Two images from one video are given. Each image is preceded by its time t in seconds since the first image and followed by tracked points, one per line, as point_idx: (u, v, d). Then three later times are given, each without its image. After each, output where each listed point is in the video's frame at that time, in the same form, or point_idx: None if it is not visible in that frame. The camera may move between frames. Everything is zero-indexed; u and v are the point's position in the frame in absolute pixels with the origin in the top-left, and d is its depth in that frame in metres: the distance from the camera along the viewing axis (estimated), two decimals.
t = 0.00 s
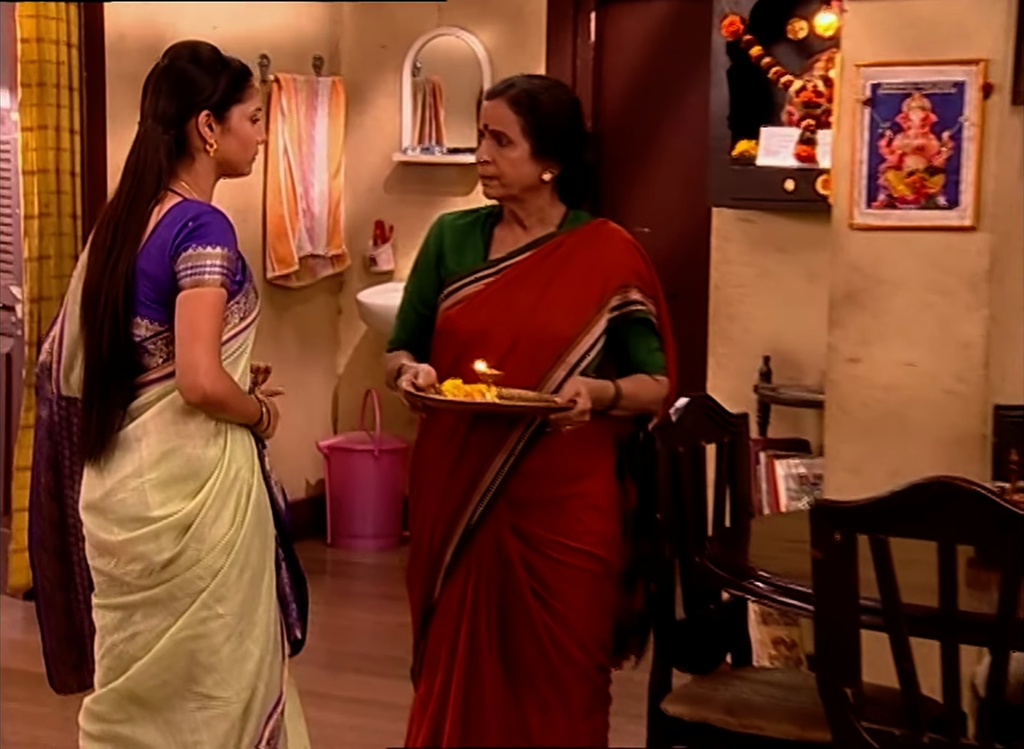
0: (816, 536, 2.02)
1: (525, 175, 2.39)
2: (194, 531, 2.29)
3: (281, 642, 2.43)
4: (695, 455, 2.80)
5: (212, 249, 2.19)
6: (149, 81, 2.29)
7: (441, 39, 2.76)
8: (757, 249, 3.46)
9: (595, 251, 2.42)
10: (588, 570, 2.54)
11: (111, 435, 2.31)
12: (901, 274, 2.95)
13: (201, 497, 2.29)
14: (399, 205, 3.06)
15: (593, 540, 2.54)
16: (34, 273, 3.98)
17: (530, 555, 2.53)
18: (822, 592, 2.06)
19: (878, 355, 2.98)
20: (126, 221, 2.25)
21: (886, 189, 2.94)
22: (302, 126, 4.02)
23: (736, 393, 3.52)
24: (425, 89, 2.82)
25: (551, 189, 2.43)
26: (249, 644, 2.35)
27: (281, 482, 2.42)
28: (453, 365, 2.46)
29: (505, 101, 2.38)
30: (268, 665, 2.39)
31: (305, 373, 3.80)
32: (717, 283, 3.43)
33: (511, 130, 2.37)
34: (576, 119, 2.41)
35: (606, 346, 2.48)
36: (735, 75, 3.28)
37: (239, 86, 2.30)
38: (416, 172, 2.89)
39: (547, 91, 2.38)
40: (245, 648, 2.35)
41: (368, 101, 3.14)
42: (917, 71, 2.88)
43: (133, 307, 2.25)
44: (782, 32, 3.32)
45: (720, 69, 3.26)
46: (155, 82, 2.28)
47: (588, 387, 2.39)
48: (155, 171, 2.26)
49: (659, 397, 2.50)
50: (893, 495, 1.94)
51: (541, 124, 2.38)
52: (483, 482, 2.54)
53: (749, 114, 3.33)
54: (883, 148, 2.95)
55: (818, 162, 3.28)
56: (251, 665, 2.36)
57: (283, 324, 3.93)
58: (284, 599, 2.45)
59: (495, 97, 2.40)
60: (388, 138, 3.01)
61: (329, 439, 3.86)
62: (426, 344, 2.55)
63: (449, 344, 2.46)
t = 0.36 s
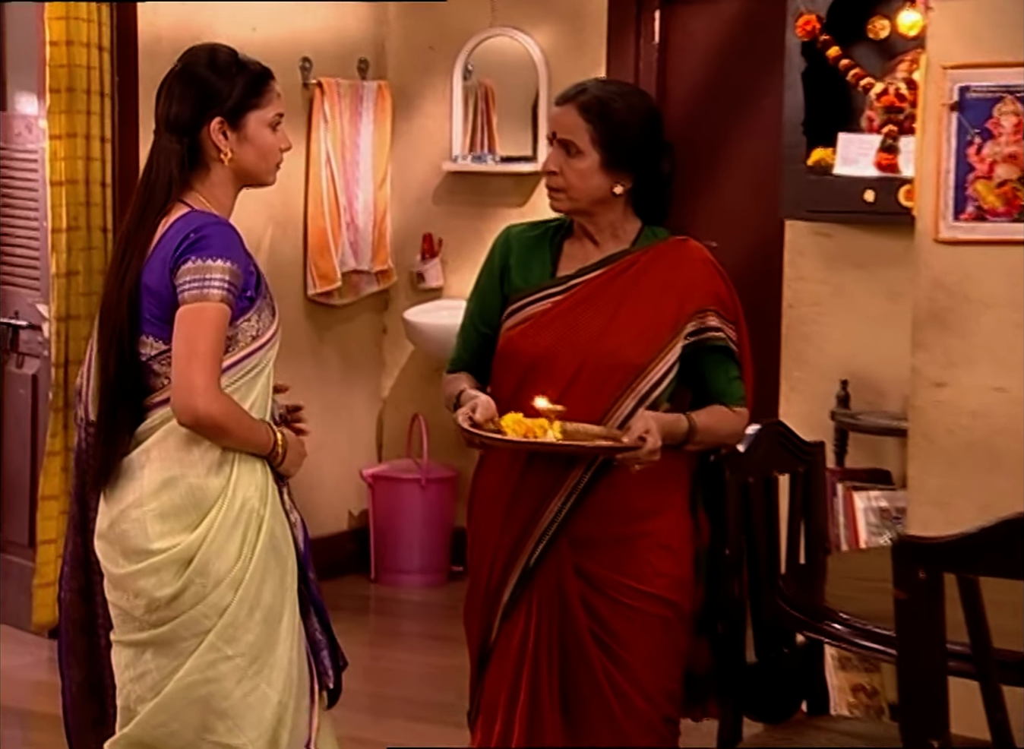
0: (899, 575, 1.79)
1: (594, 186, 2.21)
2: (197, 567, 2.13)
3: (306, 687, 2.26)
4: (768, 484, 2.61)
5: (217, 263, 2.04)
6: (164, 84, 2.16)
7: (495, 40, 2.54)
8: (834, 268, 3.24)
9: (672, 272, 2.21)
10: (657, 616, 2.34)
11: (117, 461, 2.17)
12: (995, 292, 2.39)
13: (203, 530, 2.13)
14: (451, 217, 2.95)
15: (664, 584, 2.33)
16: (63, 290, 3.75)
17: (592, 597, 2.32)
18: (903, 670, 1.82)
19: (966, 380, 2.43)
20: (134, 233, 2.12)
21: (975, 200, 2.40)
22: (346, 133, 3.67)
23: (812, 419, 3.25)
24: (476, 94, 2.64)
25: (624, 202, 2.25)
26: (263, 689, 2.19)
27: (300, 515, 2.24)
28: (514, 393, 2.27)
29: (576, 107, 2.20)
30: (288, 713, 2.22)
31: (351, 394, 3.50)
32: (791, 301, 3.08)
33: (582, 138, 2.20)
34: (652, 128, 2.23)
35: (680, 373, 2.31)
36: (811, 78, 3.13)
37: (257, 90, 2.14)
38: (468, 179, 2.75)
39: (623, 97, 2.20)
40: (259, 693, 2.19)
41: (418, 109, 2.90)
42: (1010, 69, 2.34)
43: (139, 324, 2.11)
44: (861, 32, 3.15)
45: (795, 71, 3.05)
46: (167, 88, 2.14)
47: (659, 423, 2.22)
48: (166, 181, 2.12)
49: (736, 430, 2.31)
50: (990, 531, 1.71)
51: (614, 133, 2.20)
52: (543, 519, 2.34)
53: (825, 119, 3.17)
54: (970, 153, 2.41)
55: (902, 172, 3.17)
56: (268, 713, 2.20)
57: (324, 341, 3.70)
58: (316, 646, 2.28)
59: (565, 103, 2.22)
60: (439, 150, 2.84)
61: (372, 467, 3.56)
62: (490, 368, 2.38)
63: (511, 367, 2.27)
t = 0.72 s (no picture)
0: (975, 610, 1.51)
1: (650, 197, 2.05)
2: (200, 599, 2.00)
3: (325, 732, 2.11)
4: (837, 513, 2.40)
5: (235, 270, 1.92)
6: (181, 92, 2.04)
7: (546, 41, 2.42)
8: (906, 280, 3.06)
9: (733, 287, 2.07)
10: (714, 656, 2.17)
11: (124, 484, 2.05)
12: None
13: (205, 560, 2.00)
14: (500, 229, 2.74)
15: (722, 621, 2.16)
16: (90, 307, 3.35)
17: (644, 633, 2.16)
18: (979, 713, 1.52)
19: None
20: (149, 242, 2.01)
21: None
22: (388, 139, 3.43)
23: (883, 445, 3.08)
24: (524, 98, 2.48)
25: (683, 214, 2.09)
26: (273, 730, 2.05)
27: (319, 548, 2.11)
28: (565, 416, 2.12)
29: (631, 113, 2.05)
30: None
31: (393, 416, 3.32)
32: (859, 318, 3.06)
33: (637, 147, 2.04)
34: (712, 134, 2.06)
35: (743, 394, 2.13)
36: (881, 80, 2.91)
37: (277, 95, 2.01)
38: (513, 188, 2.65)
39: (681, 101, 2.03)
40: (269, 736, 2.05)
41: (463, 115, 2.71)
42: None
43: (151, 335, 2.00)
44: (937, 33, 2.91)
45: (864, 73, 2.89)
46: (185, 99, 2.02)
47: (720, 451, 2.03)
48: (182, 191, 2.00)
49: (803, 457, 2.13)
50: None
51: (671, 140, 2.04)
52: (592, 549, 2.16)
53: (898, 125, 2.95)
54: None
55: (981, 181, 2.85)
56: None
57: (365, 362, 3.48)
58: (343, 699, 2.14)
59: (620, 109, 2.06)
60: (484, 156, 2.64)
61: (413, 494, 3.44)
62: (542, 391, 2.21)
63: (560, 387, 2.11)
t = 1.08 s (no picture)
0: None
1: (689, 206, 1.94)
2: (217, 619, 1.91)
3: None
4: (893, 536, 2.23)
5: (259, 280, 1.82)
6: (209, 92, 1.94)
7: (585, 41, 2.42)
8: (965, 291, 2.93)
9: (776, 300, 1.96)
10: (759, 686, 2.04)
11: (150, 502, 1.96)
12: None
13: (225, 579, 1.90)
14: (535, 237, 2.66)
15: (768, 650, 2.03)
16: (112, 318, 3.30)
17: (685, 661, 2.04)
18: None
19: None
20: (173, 251, 1.92)
21: None
22: (421, 145, 3.14)
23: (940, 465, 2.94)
24: (564, 100, 2.41)
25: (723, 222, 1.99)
26: None
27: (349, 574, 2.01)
28: (599, 438, 2.00)
29: (669, 116, 1.94)
30: None
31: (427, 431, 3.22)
32: (915, 330, 2.96)
33: (675, 153, 1.93)
34: (752, 139, 1.95)
35: (788, 412, 2.01)
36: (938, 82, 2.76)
37: (310, 96, 1.91)
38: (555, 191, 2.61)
39: (720, 105, 1.92)
40: None
41: (498, 119, 2.60)
42: None
43: (175, 351, 1.90)
44: (998, 33, 2.74)
45: (921, 75, 2.75)
46: (213, 97, 1.93)
47: (762, 473, 1.92)
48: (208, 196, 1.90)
49: (851, 477, 2.01)
50: None
51: (710, 145, 1.93)
52: (631, 574, 2.03)
53: (957, 129, 2.80)
54: None
55: None
56: None
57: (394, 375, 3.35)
58: (358, 736, 2.02)
59: (658, 112, 1.94)
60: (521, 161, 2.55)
61: (446, 515, 3.37)
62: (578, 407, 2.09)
63: (594, 406, 1.99)
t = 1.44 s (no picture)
0: None
1: (709, 218, 1.86)
2: (236, 632, 1.85)
3: None
4: (929, 551, 2.13)
5: (276, 286, 1.76)
6: (232, 89, 1.88)
7: (610, 41, 2.43)
8: (1004, 299, 2.79)
9: (802, 307, 1.89)
10: (787, 705, 1.96)
11: (172, 514, 1.90)
12: None
13: (247, 591, 1.84)
14: (560, 240, 2.70)
15: (795, 668, 1.96)
16: (125, 324, 3.25)
17: (710, 680, 1.96)
18: None
19: None
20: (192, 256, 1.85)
21: None
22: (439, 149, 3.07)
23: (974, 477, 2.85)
24: (589, 100, 2.53)
25: (744, 228, 1.90)
26: None
27: (379, 593, 1.94)
28: (620, 448, 1.94)
29: (679, 128, 1.86)
30: None
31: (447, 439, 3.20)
32: (952, 337, 2.84)
33: (688, 167, 1.84)
34: (768, 145, 1.86)
35: (816, 423, 1.93)
36: (977, 83, 2.60)
37: (336, 96, 1.85)
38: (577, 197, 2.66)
39: (730, 110, 1.83)
40: None
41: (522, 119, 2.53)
42: None
43: (194, 360, 1.83)
44: None
45: (957, 75, 2.60)
46: (236, 96, 1.86)
47: (788, 487, 1.84)
48: (228, 198, 1.84)
49: (882, 489, 1.92)
50: None
51: (724, 155, 1.84)
52: (649, 590, 1.96)
53: (998, 128, 2.61)
54: None
55: None
56: None
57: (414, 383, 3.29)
58: None
59: (666, 125, 1.87)
60: (545, 166, 2.69)
61: (467, 528, 3.09)
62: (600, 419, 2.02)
63: (615, 416, 1.93)
